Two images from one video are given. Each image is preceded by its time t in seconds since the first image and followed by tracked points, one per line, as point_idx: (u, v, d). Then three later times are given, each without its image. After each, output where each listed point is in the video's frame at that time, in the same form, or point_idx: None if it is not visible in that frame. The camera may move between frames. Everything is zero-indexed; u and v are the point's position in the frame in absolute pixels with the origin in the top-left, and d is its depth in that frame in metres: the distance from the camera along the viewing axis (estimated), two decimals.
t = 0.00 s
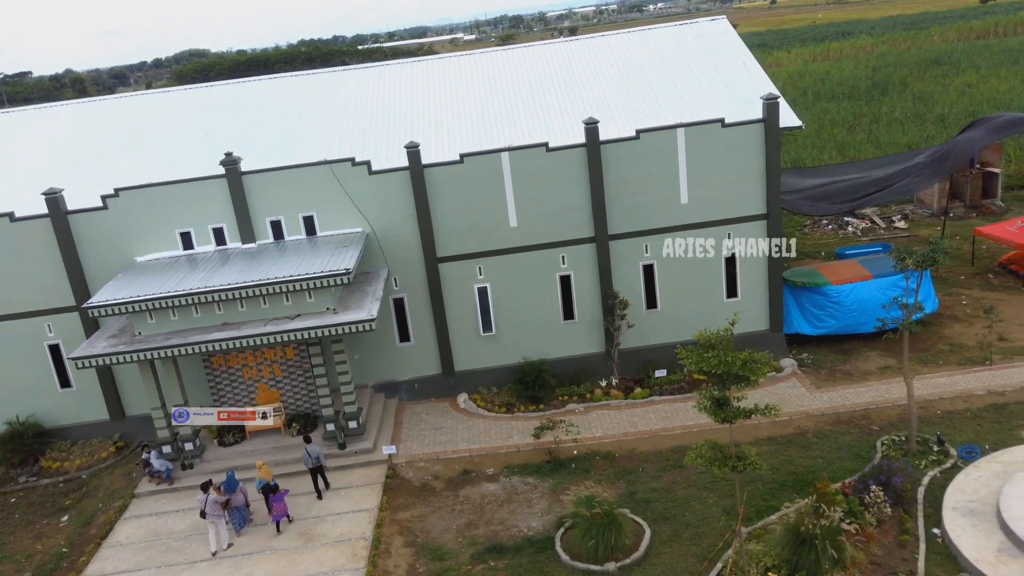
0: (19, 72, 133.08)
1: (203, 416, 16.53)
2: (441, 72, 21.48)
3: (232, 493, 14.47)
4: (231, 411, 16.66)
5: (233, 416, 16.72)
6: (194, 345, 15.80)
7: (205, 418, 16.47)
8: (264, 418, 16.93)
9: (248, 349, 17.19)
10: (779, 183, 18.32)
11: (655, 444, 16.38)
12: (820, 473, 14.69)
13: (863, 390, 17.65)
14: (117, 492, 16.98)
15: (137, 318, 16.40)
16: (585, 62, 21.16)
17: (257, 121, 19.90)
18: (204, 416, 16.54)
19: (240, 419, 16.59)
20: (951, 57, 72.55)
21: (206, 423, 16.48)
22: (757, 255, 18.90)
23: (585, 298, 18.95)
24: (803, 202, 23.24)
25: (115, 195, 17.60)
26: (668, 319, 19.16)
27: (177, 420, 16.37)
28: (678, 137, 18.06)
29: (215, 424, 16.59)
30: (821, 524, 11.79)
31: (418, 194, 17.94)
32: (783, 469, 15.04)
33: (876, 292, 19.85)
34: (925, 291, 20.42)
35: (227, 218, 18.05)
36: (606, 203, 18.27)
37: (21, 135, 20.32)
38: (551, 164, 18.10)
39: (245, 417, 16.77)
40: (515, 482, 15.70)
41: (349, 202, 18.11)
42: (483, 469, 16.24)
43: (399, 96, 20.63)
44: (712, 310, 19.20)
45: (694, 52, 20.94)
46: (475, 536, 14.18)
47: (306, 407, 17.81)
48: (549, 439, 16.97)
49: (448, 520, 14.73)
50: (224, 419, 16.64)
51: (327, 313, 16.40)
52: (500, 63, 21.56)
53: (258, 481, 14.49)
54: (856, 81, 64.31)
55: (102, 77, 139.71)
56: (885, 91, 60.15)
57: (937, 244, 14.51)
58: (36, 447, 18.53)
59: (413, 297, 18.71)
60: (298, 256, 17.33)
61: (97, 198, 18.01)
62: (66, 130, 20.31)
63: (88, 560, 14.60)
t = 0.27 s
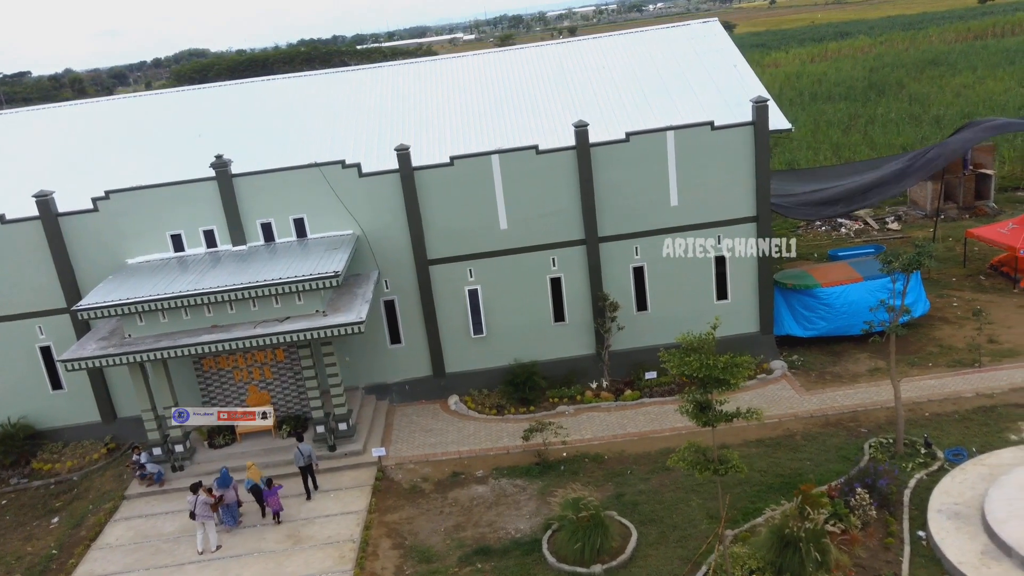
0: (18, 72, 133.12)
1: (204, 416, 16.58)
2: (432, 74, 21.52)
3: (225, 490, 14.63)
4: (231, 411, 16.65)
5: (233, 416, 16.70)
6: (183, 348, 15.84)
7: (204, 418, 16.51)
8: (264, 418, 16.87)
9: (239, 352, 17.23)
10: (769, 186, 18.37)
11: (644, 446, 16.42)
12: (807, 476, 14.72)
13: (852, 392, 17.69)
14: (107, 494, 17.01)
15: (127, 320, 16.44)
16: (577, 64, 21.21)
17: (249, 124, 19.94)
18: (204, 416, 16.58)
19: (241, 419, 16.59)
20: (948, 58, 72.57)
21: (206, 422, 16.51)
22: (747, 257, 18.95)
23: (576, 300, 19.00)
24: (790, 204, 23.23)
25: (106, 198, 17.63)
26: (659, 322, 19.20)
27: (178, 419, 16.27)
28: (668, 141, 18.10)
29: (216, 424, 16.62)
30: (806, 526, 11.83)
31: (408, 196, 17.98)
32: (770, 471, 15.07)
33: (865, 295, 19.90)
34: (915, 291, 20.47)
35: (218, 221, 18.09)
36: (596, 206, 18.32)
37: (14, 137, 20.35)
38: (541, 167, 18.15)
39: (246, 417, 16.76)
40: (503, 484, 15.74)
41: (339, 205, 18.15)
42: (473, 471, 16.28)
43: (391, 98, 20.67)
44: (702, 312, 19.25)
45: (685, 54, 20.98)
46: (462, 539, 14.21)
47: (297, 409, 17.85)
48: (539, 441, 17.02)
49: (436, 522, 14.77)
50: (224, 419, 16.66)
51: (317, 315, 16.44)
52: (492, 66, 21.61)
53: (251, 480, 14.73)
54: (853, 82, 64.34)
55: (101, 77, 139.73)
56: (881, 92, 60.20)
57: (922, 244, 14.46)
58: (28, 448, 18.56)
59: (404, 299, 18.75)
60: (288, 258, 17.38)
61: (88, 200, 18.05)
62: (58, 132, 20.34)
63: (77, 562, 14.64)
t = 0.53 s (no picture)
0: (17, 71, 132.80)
1: (204, 416, 16.55)
2: (425, 76, 21.55)
3: (215, 488, 14.81)
4: (232, 411, 16.61)
5: (234, 416, 16.67)
6: (173, 350, 15.88)
7: (205, 418, 16.51)
8: (264, 419, 16.74)
9: (229, 354, 17.27)
10: (759, 189, 18.41)
11: (633, 448, 16.47)
12: (794, 478, 14.76)
13: (841, 394, 17.72)
14: (98, 496, 17.04)
15: (118, 322, 16.48)
16: (569, 66, 21.25)
17: (240, 126, 19.96)
18: (204, 416, 16.56)
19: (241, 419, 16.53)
20: (945, 58, 72.59)
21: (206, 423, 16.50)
22: (737, 259, 19.00)
23: (567, 302, 19.04)
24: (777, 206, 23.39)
25: (97, 200, 17.65)
26: (649, 323, 19.24)
27: (178, 419, 16.39)
28: (658, 143, 18.15)
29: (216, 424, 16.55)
30: (790, 529, 11.87)
31: (399, 199, 18.01)
32: (758, 473, 15.12)
33: (856, 295, 19.94)
34: (905, 292, 20.36)
35: (209, 223, 18.12)
36: (586, 208, 18.36)
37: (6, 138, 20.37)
38: (531, 169, 18.19)
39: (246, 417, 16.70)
40: (492, 486, 15.77)
41: (330, 207, 18.19)
42: (462, 473, 16.32)
43: (383, 100, 20.70)
44: (692, 314, 19.29)
45: (676, 56, 21.02)
46: (450, 541, 14.25)
47: (288, 411, 17.88)
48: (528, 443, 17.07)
49: (425, 524, 14.81)
50: (224, 419, 16.62)
51: (306, 318, 16.47)
52: (484, 68, 21.66)
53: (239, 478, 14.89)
54: (850, 82, 64.38)
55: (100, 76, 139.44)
56: (878, 92, 60.26)
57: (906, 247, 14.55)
58: (19, 450, 18.59)
59: (395, 301, 18.78)
60: (279, 260, 17.41)
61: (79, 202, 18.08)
62: (51, 134, 20.37)
63: (66, 564, 14.68)
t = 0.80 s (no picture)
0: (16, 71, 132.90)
1: (204, 417, 16.56)
2: (417, 78, 21.59)
3: (204, 486, 15.04)
4: (231, 411, 16.60)
5: (233, 416, 16.64)
6: (163, 352, 15.91)
7: (205, 418, 16.53)
8: (264, 419, 16.69)
9: (220, 356, 17.30)
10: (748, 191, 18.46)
11: (621, 449, 16.52)
12: (782, 480, 14.81)
13: (830, 396, 17.77)
14: (89, 497, 17.07)
15: (107, 325, 16.50)
16: (561, 68, 21.31)
17: (232, 128, 20.00)
18: (204, 417, 16.57)
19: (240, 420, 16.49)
20: (942, 59, 72.65)
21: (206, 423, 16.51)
22: (727, 261, 19.04)
23: (557, 304, 19.08)
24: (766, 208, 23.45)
25: (87, 202, 17.69)
26: (640, 325, 19.29)
27: (177, 420, 16.45)
28: (647, 145, 18.19)
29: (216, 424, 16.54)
30: (774, 531, 11.91)
31: (389, 201, 18.05)
32: (745, 475, 15.17)
33: (845, 297, 19.98)
34: (895, 293, 20.42)
35: (200, 225, 18.16)
36: (576, 210, 18.40)
37: None
38: (521, 172, 18.24)
39: (245, 417, 16.65)
40: (481, 488, 15.81)
41: (320, 209, 18.23)
42: (452, 475, 16.36)
43: (374, 102, 20.75)
44: (683, 316, 19.33)
45: (667, 58, 21.08)
46: (438, 542, 14.29)
47: (278, 413, 17.91)
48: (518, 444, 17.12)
49: (413, 526, 14.85)
50: (224, 420, 16.59)
51: (296, 320, 16.51)
52: (476, 70, 21.72)
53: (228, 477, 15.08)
54: (846, 83, 64.43)
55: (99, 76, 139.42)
56: (874, 93, 60.33)
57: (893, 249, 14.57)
58: (11, 452, 18.63)
59: (386, 303, 18.81)
60: (269, 263, 17.44)
61: (70, 204, 18.11)
62: (43, 136, 20.42)
63: (56, 566, 14.72)
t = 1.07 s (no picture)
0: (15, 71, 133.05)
1: (204, 416, 16.85)
2: (409, 80, 21.64)
3: (196, 485, 15.17)
4: (231, 411, 16.85)
5: (233, 416, 16.87)
6: (153, 354, 15.95)
7: (204, 418, 16.83)
8: (264, 419, 16.91)
9: (211, 357, 17.36)
10: (738, 194, 18.51)
11: (610, 451, 16.57)
12: (769, 481, 14.86)
13: (819, 397, 17.82)
14: (80, 498, 17.11)
15: (98, 326, 16.54)
16: (552, 71, 21.36)
17: (224, 130, 20.05)
18: (204, 416, 16.86)
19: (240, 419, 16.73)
20: (939, 59, 72.71)
21: (206, 422, 16.79)
22: (717, 263, 19.11)
23: (548, 306, 19.13)
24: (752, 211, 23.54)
25: (79, 204, 17.74)
26: (630, 327, 19.34)
27: (177, 420, 16.80)
28: (637, 148, 18.25)
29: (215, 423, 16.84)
30: (758, 533, 11.96)
31: (380, 203, 18.10)
32: (733, 476, 15.23)
33: (836, 298, 20.02)
34: (885, 295, 20.49)
35: (191, 227, 18.21)
36: (567, 212, 18.46)
37: None
38: (512, 174, 18.29)
39: (246, 417, 16.87)
40: (471, 489, 15.85)
41: (311, 211, 18.28)
42: (441, 477, 16.40)
43: (367, 104, 20.80)
44: (673, 318, 19.39)
45: (659, 60, 21.14)
46: (426, 544, 14.34)
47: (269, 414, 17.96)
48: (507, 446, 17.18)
49: (402, 528, 14.90)
50: (224, 419, 16.84)
51: (285, 322, 16.55)
52: (468, 72, 21.78)
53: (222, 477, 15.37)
54: (843, 83, 64.47)
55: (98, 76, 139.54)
56: (871, 94, 60.40)
57: (879, 254, 14.66)
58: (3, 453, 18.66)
59: (377, 304, 18.86)
60: (260, 265, 17.49)
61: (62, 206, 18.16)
62: (36, 138, 20.47)
63: (45, 567, 14.77)
